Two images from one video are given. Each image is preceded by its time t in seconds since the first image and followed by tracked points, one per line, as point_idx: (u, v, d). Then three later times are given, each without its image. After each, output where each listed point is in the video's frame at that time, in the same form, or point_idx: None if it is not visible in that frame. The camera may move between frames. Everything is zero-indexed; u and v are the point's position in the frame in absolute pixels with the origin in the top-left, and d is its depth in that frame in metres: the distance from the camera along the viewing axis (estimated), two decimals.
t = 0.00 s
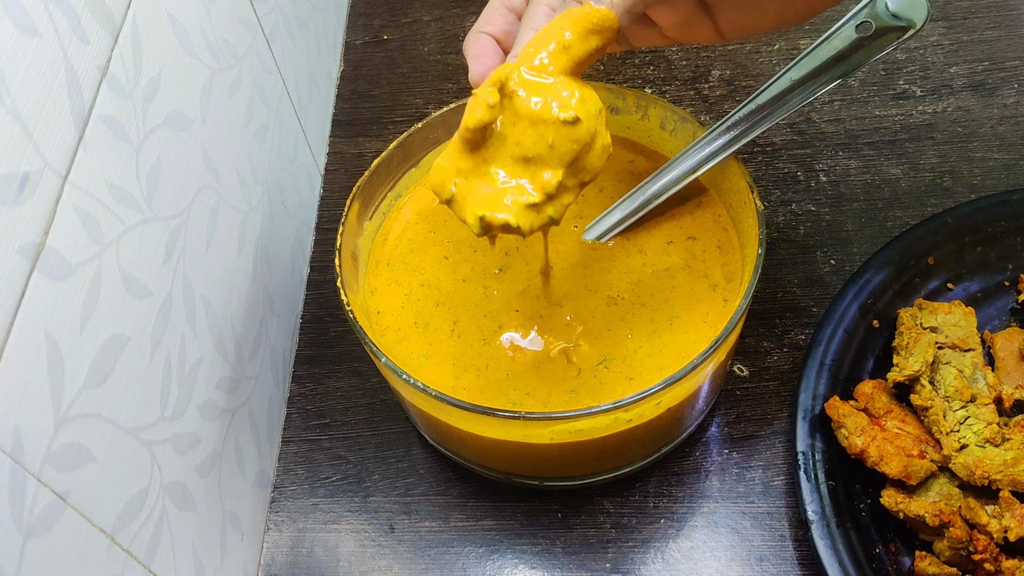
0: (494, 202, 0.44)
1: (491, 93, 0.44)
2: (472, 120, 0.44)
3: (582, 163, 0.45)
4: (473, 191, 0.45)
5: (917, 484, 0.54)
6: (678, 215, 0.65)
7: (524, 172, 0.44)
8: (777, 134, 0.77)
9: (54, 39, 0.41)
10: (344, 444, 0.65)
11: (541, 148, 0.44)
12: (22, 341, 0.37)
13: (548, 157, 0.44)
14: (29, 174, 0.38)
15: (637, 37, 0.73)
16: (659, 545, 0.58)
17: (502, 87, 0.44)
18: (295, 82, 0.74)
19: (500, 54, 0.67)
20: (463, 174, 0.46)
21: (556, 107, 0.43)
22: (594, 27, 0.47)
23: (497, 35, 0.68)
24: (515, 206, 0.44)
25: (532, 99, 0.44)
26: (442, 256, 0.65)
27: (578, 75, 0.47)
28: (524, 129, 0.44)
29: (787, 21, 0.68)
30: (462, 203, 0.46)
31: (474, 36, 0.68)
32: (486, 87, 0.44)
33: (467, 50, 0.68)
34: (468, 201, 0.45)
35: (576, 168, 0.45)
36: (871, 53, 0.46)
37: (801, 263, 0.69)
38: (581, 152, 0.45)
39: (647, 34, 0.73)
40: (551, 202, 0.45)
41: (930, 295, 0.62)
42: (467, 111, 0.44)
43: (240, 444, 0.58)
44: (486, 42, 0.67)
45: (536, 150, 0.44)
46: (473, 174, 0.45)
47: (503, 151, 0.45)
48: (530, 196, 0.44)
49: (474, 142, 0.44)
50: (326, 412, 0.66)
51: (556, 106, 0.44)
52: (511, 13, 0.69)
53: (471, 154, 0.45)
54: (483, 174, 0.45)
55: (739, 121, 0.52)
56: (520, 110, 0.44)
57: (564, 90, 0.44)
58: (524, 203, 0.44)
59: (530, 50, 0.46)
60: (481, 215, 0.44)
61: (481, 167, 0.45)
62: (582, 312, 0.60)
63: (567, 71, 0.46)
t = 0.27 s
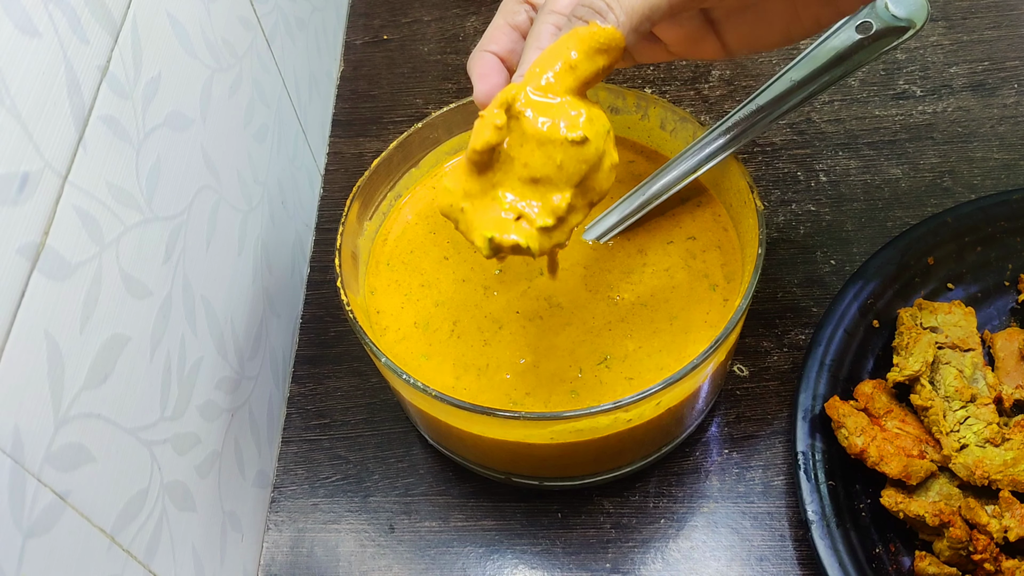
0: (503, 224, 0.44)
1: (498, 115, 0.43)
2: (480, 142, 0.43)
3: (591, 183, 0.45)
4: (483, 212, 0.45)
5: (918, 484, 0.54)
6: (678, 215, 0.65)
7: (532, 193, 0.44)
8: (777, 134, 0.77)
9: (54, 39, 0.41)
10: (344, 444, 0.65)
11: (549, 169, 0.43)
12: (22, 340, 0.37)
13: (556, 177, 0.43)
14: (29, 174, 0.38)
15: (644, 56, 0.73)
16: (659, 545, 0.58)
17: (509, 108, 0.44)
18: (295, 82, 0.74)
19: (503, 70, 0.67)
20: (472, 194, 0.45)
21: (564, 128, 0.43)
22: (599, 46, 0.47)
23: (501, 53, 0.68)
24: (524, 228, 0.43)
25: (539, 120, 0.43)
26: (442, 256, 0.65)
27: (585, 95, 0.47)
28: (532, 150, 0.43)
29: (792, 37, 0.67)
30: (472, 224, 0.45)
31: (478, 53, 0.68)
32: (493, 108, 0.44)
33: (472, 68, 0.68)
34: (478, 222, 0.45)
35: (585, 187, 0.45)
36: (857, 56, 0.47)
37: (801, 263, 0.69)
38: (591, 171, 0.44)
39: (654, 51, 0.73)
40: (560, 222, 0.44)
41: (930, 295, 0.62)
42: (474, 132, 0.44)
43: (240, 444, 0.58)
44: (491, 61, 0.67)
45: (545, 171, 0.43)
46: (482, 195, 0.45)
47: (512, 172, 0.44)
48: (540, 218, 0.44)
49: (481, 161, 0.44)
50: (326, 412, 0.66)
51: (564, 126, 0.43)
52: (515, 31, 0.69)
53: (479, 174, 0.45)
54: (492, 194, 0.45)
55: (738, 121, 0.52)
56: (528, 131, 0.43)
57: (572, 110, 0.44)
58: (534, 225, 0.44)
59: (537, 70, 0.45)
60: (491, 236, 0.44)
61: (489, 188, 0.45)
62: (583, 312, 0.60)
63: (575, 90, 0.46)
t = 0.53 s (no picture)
0: (502, 222, 0.44)
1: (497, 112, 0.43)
2: (479, 139, 0.43)
3: (589, 181, 0.45)
4: (480, 211, 0.45)
5: (918, 484, 0.54)
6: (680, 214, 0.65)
7: (531, 191, 0.44)
8: (777, 134, 0.77)
9: (54, 39, 0.41)
10: (344, 444, 0.65)
11: (548, 167, 0.43)
12: (22, 340, 0.37)
13: (554, 175, 0.43)
14: (29, 174, 0.38)
15: (644, 54, 0.74)
16: (659, 545, 0.58)
17: (508, 105, 0.44)
18: (295, 82, 0.74)
19: (502, 68, 0.67)
20: (470, 191, 0.45)
21: (563, 126, 0.43)
22: (599, 44, 0.47)
23: (500, 51, 0.68)
24: (523, 226, 0.44)
25: (538, 118, 0.43)
26: (442, 256, 0.65)
27: (584, 93, 0.46)
28: (531, 148, 0.43)
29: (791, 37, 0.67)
30: (471, 222, 0.45)
31: (477, 51, 0.68)
32: (492, 106, 0.44)
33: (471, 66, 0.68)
34: (476, 220, 0.45)
35: (585, 186, 0.45)
36: (856, 52, 0.47)
37: (801, 263, 0.69)
38: (589, 170, 0.44)
39: (652, 49, 0.73)
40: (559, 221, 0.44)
41: (930, 295, 0.62)
42: (472, 130, 0.44)
43: (240, 444, 0.58)
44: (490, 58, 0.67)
45: (544, 169, 0.43)
46: (480, 192, 0.45)
47: (510, 170, 0.44)
48: (538, 217, 0.44)
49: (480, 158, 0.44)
50: (326, 412, 0.66)
51: (563, 125, 0.43)
52: (515, 29, 0.69)
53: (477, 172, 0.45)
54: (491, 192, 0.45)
55: (738, 121, 0.52)
56: (526, 130, 0.43)
57: (571, 109, 0.44)
58: (532, 223, 0.44)
59: (536, 68, 0.45)
60: (490, 234, 0.44)
61: (487, 186, 0.45)
62: (583, 312, 0.60)
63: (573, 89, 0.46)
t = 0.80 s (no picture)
0: (504, 220, 0.44)
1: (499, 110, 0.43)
2: (481, 136, 0.43)
3: (591, 179, 0.45)
4: (482, 208, 0.45)
5: (918, 484, 0.54)
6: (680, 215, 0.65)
7: (533, 188, 0.44)
8: (777, 134, 0.77)
9: (54, 39, 0.41)
10: (344, 444, 0.65)
11: (551, 165, 0.43)
12: (22, 340, 0.37)
13: (556, 173, 0.43)
14: (29, 174, 0.38)
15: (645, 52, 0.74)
16: (659, 545, 0.58)
17: (510, 103, 0.44)
18: (295, 82, 0.74)
19: (504, 67, 0.67)
20: (471, 188, 0.45)
21: (565, 124, 0.43)
22: (599, 43, 0.47)
23: (503, 49, 0.68)
24: (525, 225, 0.44)
25: (541, 116, 0.43)
26: (442, 256, 0.65)
27: (585, 91, 0.47)
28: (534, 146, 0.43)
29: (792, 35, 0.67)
30: (472, 218, 0.46)
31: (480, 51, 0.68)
32: (494, 103, 0.44)
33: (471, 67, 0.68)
34: (478, 217, 0.45)
35: (586, 184, 0.45)
36: (857, 54, 0.47)
37: (801, 263, 0.69)
38: (591, 168, 0.44)
39: (653, 48, 0.73)
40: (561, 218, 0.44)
41: (930, 295, 0.62)
42: (475, 127, 0.44)
43: (240, 444, 0.58)
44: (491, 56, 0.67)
45: (546, 167, 0.43)
46: (481, 189, 0.45)
47: (513, 168, 0.44)
48: (540, 215, 0.44)
49: (482, 155, 0.44)
50: (326, 412, 0.66)
51: (566, 123, 0.43)
52: (516, 28, 0.69)
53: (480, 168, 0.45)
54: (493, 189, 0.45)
55: (738, 121, 0.52)
56: (528, 127, 0.43)
57: (574, 106, 0.44)
58: (535, 221, 0.44)
59: (537, 66, 0.45)
60: (493, 232, 0.44)
61: (489, 182, 0.45)
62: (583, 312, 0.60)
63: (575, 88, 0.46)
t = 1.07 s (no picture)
0: (505, 203, 0.44)
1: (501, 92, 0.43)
2: (482, 120, 0.43)
3: (594, 162, 0.45)
4: (483, 190, 0.45)
5: (918, 484, 0.54)
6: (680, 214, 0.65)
7: (534, 172, 0.44)
8: (777, 134, 0.77)
9: (54, 39, 0.41)
10: (344, 444, 0.65)
11: (552, 149, 0.43)
12: (22, 340, 0.37)
13: (558, 156, 0.43)
14: (29, 174, 0.38)
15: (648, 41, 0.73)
16: (659, 545, 0.58)
17: (512, 84, 0.43)
18: (295, 82, 0.74)
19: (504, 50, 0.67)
20: (473, 170, 0.45)
21: (568, 107, 0.43)
22: (604, 24, 0.45)
23: (504, 32, 0.68)
24: (525, 208, 0.44)
25: (543, 98, 0.43)
26: (442, 256, 0.65)
27: (590, 72, 0.46)
28: (535, 128, 0.43)
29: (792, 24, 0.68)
30: (474, 202, 0.46)
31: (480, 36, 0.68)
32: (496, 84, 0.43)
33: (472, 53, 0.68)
34: (479, 200, 0.45)
35: (590, 166, 0.45)
36: (856, 57, 0.46)
37: (801, 263, 0.69)
38: (594, 150, 0.44)
39: (656, 35, 0.72)
40: (563, 201, 0.44)
41: (930, 295, 0.62)
42: (476, 109, 0.43)
43: (240, 444, 0.58)
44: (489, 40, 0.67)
45: (547, 151, 0.43)
46: (483, 171, 0.45)
47: (514, 150, 0.44)
48: (541, 199, 0.44)
49: (483, 137, 0.44)
50: (326, 412, 0.66)
51: (568, 105, 0.43)
52: (517, 12, 0.69)
53: (481, 151, 0.45)
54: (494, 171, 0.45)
55: (738, 121, 0.52)
56: (530, 110, 0.43)
57: (577, 87, 0.43)
58: (534, 204, 0.44)
59: (541, 46, 0.44)
60: (493, 215, 0.44)
61: (491, 166, 0.45)
62: (583, 312, 0.60)
63: (580, 67, 0.45)
